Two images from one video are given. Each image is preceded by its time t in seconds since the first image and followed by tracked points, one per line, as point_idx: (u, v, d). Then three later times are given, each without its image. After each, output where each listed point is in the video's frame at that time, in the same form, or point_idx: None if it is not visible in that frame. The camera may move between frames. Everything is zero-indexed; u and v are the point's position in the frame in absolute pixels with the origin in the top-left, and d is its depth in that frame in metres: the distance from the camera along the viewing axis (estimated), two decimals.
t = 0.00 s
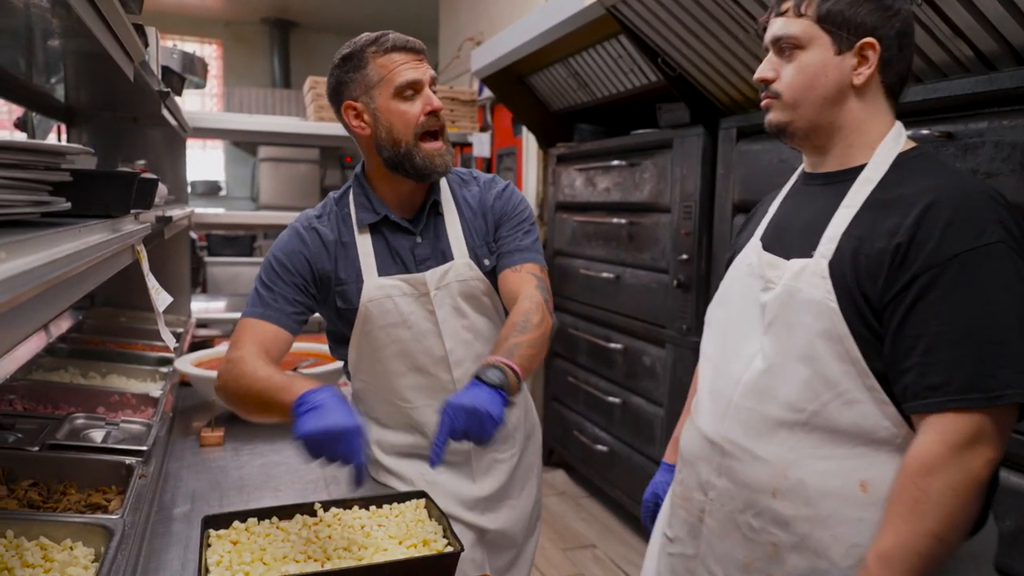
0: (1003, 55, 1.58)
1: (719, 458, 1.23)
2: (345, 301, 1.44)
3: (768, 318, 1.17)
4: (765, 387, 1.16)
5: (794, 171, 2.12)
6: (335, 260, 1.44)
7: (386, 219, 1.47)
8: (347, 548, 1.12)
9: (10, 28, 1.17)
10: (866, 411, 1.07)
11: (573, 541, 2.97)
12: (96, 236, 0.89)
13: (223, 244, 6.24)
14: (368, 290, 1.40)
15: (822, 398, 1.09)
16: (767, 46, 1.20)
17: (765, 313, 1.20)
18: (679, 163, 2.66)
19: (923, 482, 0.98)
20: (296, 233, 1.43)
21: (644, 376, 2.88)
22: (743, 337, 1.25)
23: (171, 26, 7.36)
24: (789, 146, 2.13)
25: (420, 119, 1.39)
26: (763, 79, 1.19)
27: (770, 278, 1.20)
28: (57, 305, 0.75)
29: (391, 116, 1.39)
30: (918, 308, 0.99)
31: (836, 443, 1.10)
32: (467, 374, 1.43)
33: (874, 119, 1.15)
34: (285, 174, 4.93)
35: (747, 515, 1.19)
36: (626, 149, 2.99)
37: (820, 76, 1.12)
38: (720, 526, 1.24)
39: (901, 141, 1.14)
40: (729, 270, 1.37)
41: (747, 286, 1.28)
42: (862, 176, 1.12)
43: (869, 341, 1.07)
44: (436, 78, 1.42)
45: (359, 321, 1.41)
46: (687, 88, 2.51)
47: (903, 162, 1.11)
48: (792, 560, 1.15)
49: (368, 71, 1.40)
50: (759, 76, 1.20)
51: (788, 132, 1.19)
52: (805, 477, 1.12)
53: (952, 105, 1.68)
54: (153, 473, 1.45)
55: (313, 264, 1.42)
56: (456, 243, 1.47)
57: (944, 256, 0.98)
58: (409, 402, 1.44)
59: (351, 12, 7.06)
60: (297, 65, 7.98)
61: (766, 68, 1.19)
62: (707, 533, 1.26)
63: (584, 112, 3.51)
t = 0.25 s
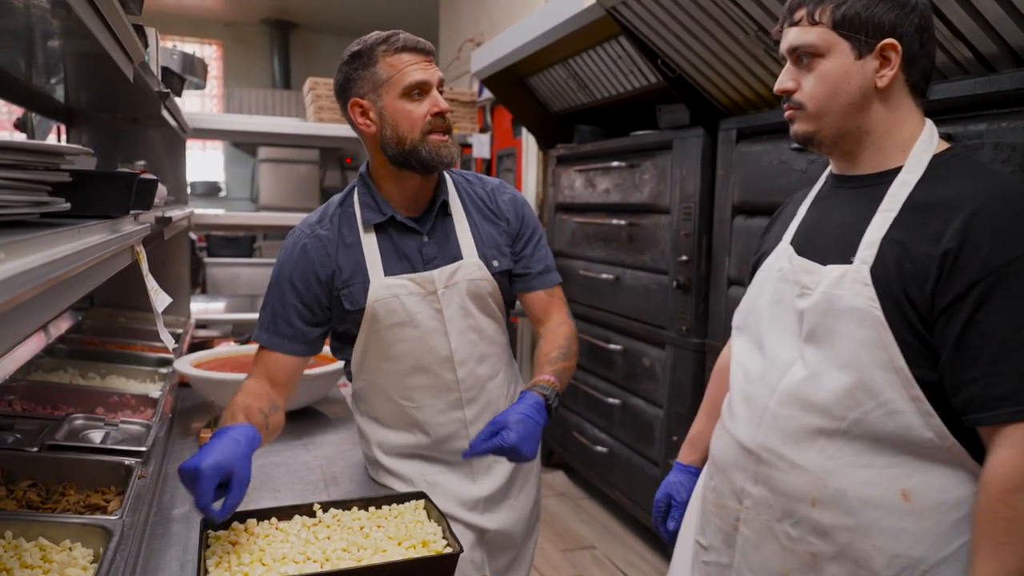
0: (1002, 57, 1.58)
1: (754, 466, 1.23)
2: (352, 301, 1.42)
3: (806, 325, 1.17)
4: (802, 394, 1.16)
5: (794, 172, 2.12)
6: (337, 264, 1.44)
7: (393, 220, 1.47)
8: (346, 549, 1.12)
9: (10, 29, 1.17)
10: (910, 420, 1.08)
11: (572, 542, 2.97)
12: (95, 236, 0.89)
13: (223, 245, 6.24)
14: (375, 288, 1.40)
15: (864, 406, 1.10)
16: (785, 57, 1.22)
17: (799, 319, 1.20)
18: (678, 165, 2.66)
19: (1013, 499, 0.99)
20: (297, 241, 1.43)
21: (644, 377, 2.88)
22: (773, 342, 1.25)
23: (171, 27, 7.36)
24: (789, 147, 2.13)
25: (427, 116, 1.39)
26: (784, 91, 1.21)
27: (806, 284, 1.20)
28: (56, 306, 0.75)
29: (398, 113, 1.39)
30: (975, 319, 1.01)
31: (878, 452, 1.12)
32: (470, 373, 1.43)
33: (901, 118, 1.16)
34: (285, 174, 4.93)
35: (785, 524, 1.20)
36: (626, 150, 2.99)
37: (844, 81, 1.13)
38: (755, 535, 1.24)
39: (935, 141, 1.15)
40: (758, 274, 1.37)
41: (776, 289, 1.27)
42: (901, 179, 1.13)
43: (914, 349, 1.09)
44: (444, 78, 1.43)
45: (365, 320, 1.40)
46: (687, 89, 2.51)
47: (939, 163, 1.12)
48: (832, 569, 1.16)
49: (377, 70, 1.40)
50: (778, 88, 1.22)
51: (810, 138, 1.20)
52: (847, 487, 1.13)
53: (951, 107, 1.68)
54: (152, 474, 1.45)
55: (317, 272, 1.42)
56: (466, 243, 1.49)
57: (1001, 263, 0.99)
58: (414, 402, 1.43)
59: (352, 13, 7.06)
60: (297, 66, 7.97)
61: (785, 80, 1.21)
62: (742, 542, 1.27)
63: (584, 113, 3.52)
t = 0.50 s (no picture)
0: (1000, 56, 1.59)
1: (796, 473, 1.24)
2: (353, 294, 1.42)
3: (839, 326, 1.18)
4: (840, 397, 1.17)
5: (791, 170, 2.12)
6: (337, 257, 1.43)
7: (397, 214, 1.47)
8: (344, 547, 1.12)
9: (6, 27, 1.17)
10: (951, 419, 1.10)
11: (570, 540, 2.97)
12: (92, 234, 0.89)
13: (220, 243, 6.24)
14: (378, 283, 1.39)
15: (905, 408, 1.12)
16: (825, 36, 1.24)
17: (832, 321, 1.21)
18: (676, 163, 2.66)
19: None
20: (295, 233, 1.42)
21: (642, 375, 2.88)
22: (804, 343, 1.25)
23: (168, 24, 7.34)
24: (786, 145, 2.14)
25: (432, 115, 1.39)
26: (818, 70, 1.23)
27: (838, 284, 1.20)
28: (52, 305, 0.75)
29: (403, 111, 1.39)
30: (1011, 317, 1.02)
31: (921, 453, 1.12)
32: (470, 368, 1.44)
33: (936, 112, 1.17)
34: (281, 173, 4.93)
35: (831, 531, 1.21)
36: (624, 148, 2.99)
37: (879, 67, 1.15)
38: (800, 544, 1.26)
39: (966, 138, 1.16)
40: (783, 274, 1.37)
41: (804, 290, 1.28)
42: (931, 176, 1.14)
43: (949, 348, 1.10)
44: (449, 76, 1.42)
45: (365, 312, 1.40)
46: (685, 88, 2.51)
47: (972, 160, 1.13)
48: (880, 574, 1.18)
49: (383, 67, 1.40)
50: (812, 68, 1.24)
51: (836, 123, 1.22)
52: (892, 492, 1.14)
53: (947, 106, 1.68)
54: (149, 472, 1.45)
55: (315, 264, 1.42)
56: (471, 239, 1.50)
57: None
58: (414, 395, 1.43)
59: (350, 11, 7.04)
60: (295, 64, 7.96)
61: (821, 60, 1.22)
62: (784, 550, 1.28)
63: (582, 111, 3.52)
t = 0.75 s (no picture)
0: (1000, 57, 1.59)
1: (825, 476, 1.24)
2: (357, 286, 1.40)
3: (869, 332, 1.17)
4: (871, 402, 1.17)
5: (790, 170, 2.12)
6: (342, 248, 1.41)
7: (403, 208, 1.47)
8: (343, 545, 1.12)
9: (5, 25, 1.17)
10: (984, 426, 1.08)
11: (569, 539, 2.97)
12: (91, 232, 0.89)
13: (218, 241, 6.24)
14: (381, 275, 1.39)
15: (937, 414, 1.11)
16: (841, 52, 1.23)
17: (861, 326, 1.21)
18: (675, 162, 2.66)
19: None
20: (301, 225, 1.41)
21: (641, 375, 2.88)
22: (834, 349, 1.25)
23: (166, 23, 7.34)
24: (785, 145, 2.14)
25: (443, 115, 1.40)
26: (839, 87, 1.22)
27: (867, 289, 1.20)
28: (50, 303, 0.75)
29: (416, 110, 1.40)
30: None
31: (952, 457, 1.12)
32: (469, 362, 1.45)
33: (963, 115, 1.17)
34: (280, 171, 4.93)
35: (861, 535, 1.21)
36: (622, 148, 2.99)
37: (903, 79, 1.14)
38: (829, 546, 1.26)
39: (995, 142, 1.15)
40: (811, 278, 1.37)
41: (833, 295, 1.28)
42: (963, 181, 1.13)
43: (982, 353, 1.09)
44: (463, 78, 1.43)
45: (369, 303, 1.40)
46: (684, 87, 2.52)
47: (1004, 163, 1.12)
48: None
49: (398, 65, 1.41)
50: (833, 84, 1.23)
51: (861, 135, 1.21)
52: (924, 496, 1.14)
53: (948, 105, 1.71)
54: (147, 470, 1.44)
55: (321, 255, 1.40)
56: (471, 235, 1.50)
57: None
58: (412, 389, 1.44)
59: (348, 10, 7.05)
60: (294, 63, 7.95)
61: (841, 77, 1.22)
62: (814, 553, 1.28)
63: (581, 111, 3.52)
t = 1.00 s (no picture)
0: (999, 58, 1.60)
1: (829, 473, 1.24)
2: (366, 279, 1.41)
3: (876, 331, 1.18)
4: (875, 401, 1.18)
5: (789, 170, 2.13)
6: (353, 241, 1.42)
7: (411, 204, 1.48)
8: (343, 545, 1.12)
9: (4, 24, 1.17)
10: (988, 428, 1.08)
11: (568, 539, 2.97)
12: (91, 232, 0.89)
13: (217, 241, 6.23)
14: (390, 269, 1.40)
15: (940, 414, 1.11)
16: (868, 41, 1.24)
17: (870, 326, 1.22)
18: (674, 162, 2.66)
19: None
20: (313, 217, 1.40)
21: (640, 375, 2.88)
22: (844, 349, 1.26)
23: (165, 22, 7.33)
24: (784, 145, 2.14)
25: (431, 112, 1.40)
26: (860, 78, 1.24)
27: (877, 289, 1.21)
28: (50, 301, 0.75)
29: (407, 107, 1.41)
30: None
31: (955, 457, 1.12)
32: (473, 359, 1.44)
33: (982, 117, 1.18)
34: (278, 171, 4.92)
35: (863, 531, 1.21)
36: (621, 148, 3.00)
37: (922, 74, 1.16)
38: (833, 542, 1.25)
39: (1014, 143, 1.15)
40: (827, 276, 1.39)
41: (846, 296, 1.29)
42: (976, 182, 1.14)
43: (988, 355, 1.10)
44: (457, 75, 1.42)
45: (376, 297, 1.41)
46: (683, 87, 2.52)
47: (1018, 167, 1.12)
48: None
49: (395, 62, 1.43)
50: (855, 75, 1.25)
51: (877, 127, 1.24)
52: (926, 495, 1.14)
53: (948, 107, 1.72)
54: (146, 470, 1.44)
55: (335, 248, 1.40)
56: (480, 232, 1.52)
57: None
58: (414, 382, 1.43)
59: (347, 9, 7.04)
60: (292, 62, 7.95)
61: (863, 67, 1.23)
62: (819, 548, 1.28)
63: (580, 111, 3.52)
